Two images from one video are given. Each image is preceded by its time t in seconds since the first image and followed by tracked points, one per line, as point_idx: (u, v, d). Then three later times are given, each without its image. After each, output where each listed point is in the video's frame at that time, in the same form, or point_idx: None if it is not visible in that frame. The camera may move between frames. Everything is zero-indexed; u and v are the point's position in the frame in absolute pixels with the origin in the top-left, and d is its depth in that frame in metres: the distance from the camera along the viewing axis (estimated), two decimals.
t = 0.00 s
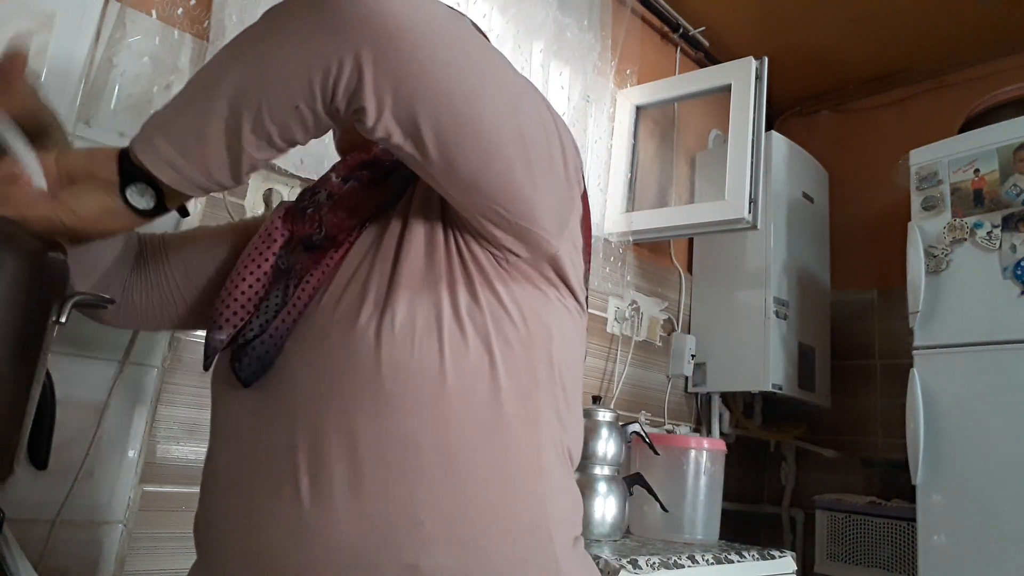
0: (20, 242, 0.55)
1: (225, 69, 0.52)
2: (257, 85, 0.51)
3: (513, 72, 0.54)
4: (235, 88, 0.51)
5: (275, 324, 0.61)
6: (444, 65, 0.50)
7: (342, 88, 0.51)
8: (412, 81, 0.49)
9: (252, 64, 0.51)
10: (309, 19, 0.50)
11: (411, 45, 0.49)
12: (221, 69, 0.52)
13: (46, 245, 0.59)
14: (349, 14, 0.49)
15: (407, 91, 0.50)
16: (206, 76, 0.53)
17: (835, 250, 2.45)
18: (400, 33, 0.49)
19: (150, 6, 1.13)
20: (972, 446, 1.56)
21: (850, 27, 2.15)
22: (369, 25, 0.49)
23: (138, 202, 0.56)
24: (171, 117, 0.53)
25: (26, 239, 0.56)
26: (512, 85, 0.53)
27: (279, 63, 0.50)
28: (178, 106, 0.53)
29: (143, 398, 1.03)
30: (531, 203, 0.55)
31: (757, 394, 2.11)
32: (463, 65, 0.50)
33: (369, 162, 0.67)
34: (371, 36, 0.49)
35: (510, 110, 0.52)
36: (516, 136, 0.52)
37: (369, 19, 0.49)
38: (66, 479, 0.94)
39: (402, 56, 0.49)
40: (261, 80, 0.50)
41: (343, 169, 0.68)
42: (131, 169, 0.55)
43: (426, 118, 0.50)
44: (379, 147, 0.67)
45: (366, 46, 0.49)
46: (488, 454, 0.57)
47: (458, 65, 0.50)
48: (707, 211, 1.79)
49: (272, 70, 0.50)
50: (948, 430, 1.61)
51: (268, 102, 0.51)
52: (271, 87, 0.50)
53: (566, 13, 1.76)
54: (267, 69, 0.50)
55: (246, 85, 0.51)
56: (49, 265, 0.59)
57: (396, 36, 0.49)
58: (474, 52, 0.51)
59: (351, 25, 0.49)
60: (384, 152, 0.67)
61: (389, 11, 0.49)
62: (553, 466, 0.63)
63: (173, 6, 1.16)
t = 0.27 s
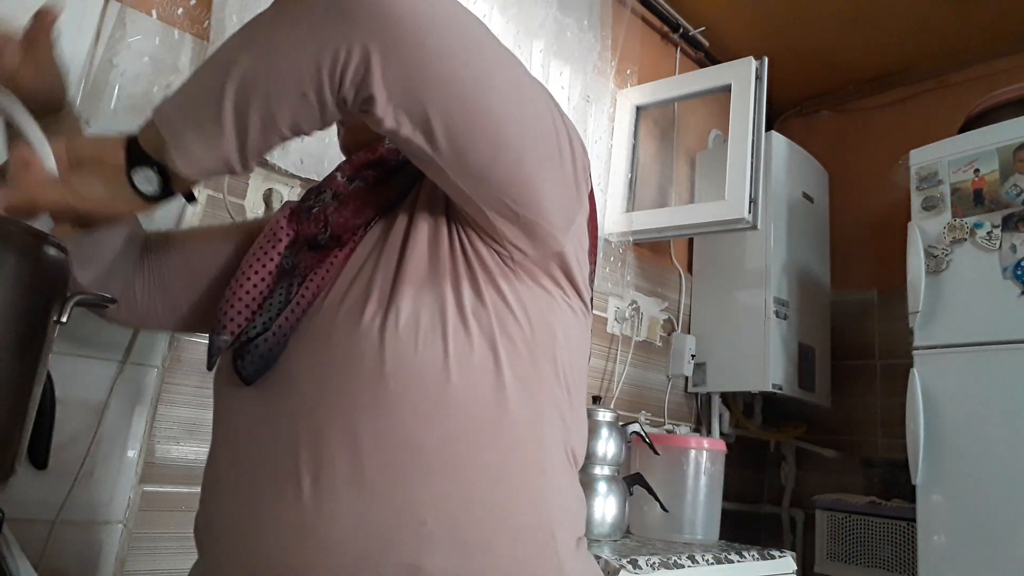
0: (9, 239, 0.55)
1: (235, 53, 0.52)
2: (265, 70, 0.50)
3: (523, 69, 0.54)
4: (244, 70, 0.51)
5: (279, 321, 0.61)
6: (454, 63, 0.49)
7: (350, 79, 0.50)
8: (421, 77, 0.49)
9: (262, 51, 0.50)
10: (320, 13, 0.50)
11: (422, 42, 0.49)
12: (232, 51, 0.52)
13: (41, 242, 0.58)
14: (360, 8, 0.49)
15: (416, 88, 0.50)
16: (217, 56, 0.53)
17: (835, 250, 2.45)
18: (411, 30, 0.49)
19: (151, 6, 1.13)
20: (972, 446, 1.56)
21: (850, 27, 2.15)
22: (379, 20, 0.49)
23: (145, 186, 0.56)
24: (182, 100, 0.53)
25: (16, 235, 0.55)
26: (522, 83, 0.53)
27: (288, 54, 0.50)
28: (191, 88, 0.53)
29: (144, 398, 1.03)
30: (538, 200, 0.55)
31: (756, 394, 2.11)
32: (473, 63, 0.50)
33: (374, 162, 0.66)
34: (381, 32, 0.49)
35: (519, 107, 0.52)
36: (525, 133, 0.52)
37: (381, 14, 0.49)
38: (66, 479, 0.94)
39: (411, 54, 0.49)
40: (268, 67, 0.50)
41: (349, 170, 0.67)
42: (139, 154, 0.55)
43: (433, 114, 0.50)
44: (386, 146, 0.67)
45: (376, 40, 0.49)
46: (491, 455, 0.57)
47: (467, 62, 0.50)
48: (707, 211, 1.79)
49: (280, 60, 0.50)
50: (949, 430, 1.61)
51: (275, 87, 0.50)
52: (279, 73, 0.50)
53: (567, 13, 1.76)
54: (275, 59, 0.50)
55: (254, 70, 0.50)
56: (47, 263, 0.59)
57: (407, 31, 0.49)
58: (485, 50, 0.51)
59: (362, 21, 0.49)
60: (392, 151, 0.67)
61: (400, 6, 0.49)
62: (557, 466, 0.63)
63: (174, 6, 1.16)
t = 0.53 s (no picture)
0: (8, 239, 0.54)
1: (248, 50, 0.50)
2: (278, 83, 0.50)
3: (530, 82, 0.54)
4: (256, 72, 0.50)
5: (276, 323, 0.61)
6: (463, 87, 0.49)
7: (355, 104, 0.49)
8: (430, 100, 0.49)
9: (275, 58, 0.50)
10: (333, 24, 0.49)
11: (431, 64, 0.49)
12: (245, 47, 0.51)
13: (40, 242, 0.58)
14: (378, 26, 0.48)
15: (427, 115, 0.50)
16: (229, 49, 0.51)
17: (835, 250, 2.45)
18: (424, 54, 0.49)
19: (151, 6, 1.13)
20: (972, 446, 1.56)
21: (850, 27, 2.15)
22: (393, 42, 0.48)
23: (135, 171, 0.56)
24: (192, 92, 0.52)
25: (14, 234, 0.55)
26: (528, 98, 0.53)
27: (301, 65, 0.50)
28: (199, 79, 0.52)
29: (144, 398, 1.03)
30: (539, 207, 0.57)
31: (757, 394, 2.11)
32: (480, 85, 0.50)
33: (375, 171, 0.67)
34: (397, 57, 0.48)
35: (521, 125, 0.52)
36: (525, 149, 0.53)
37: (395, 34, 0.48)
38: (66, 479, 0.94)
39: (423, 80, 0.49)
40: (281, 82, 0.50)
41: (350, 175, 0.69)
42: (123, 136, 0.55)
43: (442, 140, 0.50)
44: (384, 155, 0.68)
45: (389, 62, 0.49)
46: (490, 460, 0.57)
47: (484, 95, 0.49)
48: (707, 211, 1.79)
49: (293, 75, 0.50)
50: (949, 430, 1.61)
51: (285, 103, 0.51)
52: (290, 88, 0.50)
53: (567, 13, 1.76)
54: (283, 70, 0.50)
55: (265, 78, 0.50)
56: (47, 262, 0.59)
57: (420, 58, 0.48)
58: (493, 68, 0.51)
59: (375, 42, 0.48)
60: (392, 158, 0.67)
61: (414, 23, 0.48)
62: (556, 469, 0.63)
63: (174, 6, 1.16)
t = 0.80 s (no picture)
0: (7, 239, 0.54)
1: (288, 150, 0.42)
2: (316, 213, 0.43)
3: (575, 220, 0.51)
4: (293, 183, 0.42)
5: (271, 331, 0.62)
6: (517, 251, 0.45)
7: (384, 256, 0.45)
8: (485, 273, 0.44)
9: (320, 180, 0.42)
10: (388, 166, 0.43)
11: (497, 238, 0.44)
12: (283, 142, 0.43)
13: (40, 241, 0.58)
14: (442, 183, 0.43)
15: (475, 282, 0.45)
16: (264, 131, 0.43)
17: (835, 250, 2.45)
18: (486, 224, 0.44)
19: (151, 6, 1.13)
20: (972, 446, 1.56)
21: (850, 27, 2.15)
22: (460, 208, 0.43)
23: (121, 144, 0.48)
24: (212, 164, 0.42)
25: (14, 234, 0.55)
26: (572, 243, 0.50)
27: (347, 207, 0.43)
28: (215, 152, 0.42)
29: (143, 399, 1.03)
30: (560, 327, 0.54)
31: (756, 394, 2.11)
32: (535, 248, 0.46)
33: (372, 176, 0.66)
34: (463, 228, 0.43)
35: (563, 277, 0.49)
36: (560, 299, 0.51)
37: (462, 201, 0.43)
38: (66, 479, 0.94)
39: (484, 250, 0.44)
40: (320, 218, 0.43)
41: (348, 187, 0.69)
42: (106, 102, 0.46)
43: (482, 313, 0.47)
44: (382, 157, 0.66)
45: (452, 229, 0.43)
46: (489, 466, 0.56)
47: (529, 272, 0.46)
48: (707, 211, 1.79)
49: (335, 216, 0.43)
50: (949, 430, 1.61)
51: (311, 237, 0.43)
52: (324, 222, 0.43)
53: (567, 13, 1.76)
54: (323, 205, 0.42)
55: (301, 205, 0.42)
56: (47, 262, 0.59)
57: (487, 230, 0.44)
58: (548, 227, 0.47)
59: (440, 200, 0.43)
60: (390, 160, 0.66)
61: (479, 183, 0.44)
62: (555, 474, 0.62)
63: (174, 6, 1.16)
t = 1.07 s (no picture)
0: (7, 239, 0.55)
1: (308, 200, 0.42)
2: (338, 264, 0.43)
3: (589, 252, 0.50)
4: (314, 233, 0.42)
5: (270, 335, 0.61)
6: (539, 302, 0.46)
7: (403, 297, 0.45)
8: (501, 315, 0.45)
9: (341, 231, 0.42)
10: (409, 215, 0.43)
11: (515, 285, 0.44)
12: (302, 190, 0.42)
13: (40, 241, 0.58)
14: (462, 230, 0.43)
15: (491, 326, 0.45)
16: (284, 181, 0.42)
17: (835, 250, 2.45)
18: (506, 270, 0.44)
19: (151, 6, 1.13)
20: (972, 446, 1.56)
21: (850, 27, 2.15)
22: (481, 257, 0.43)
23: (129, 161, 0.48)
24: (232, 214, 0.42)
25: (13, 233, 0.55)
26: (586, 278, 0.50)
27: (368, 257, 0.42)
28: (235, 203, 0.42)
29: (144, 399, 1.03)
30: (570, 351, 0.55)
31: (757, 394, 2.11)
32: (551, 289, 0.46)
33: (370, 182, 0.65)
34: (484, 278, 0.43)
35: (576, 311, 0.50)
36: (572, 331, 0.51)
37: (484, 249, 0.43)
38: (66, 479, 0.94)
39: (502, 299, 0.44)
40: (340, 268, 0.43)
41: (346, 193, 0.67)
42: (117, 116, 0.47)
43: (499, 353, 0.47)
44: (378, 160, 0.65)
45: (471, 278, 0.43)
46: (489, 467, 0.57)
47: (549, 314, 0.47)
48: (707, 211, 1.79)
49: (355, 266, 0.43)
50: (948, 430, 1.61)
51: (329, 280, 0.44)
52: (345, 271, 0.43)
53: (567, 12, 1.76)
54: (344, 252, 0.42)
55: (323, 255, 0.42)
56: (47, 262, 0.59)
57: (507, 278, 0.44)
58: (565, 266, 0.47)
59: (460, 249, 0.43)
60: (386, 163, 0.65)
61: (499, 230, 0.44)
62: (555, 473, 0.62)
63: (174, 6, 1.16)
